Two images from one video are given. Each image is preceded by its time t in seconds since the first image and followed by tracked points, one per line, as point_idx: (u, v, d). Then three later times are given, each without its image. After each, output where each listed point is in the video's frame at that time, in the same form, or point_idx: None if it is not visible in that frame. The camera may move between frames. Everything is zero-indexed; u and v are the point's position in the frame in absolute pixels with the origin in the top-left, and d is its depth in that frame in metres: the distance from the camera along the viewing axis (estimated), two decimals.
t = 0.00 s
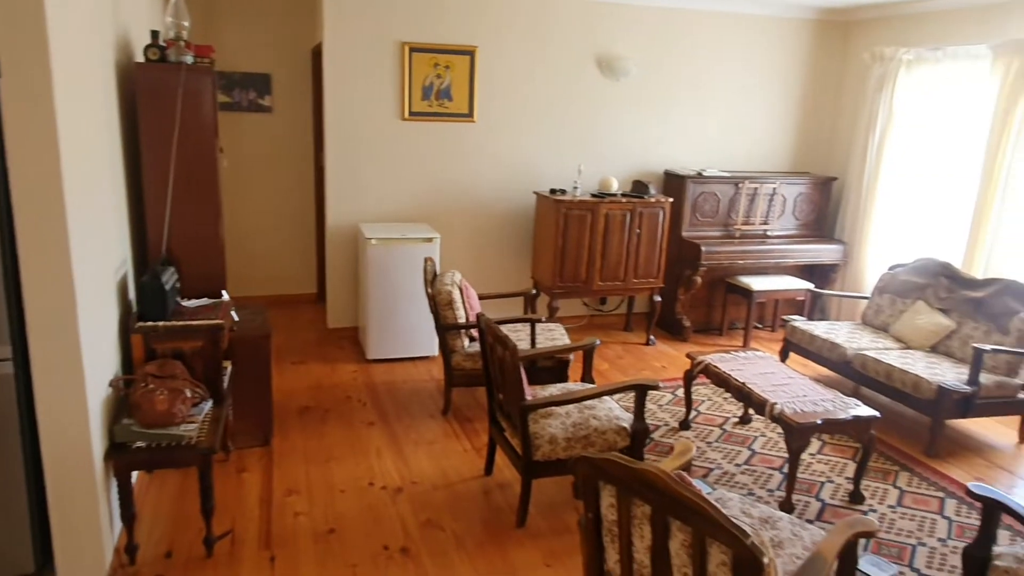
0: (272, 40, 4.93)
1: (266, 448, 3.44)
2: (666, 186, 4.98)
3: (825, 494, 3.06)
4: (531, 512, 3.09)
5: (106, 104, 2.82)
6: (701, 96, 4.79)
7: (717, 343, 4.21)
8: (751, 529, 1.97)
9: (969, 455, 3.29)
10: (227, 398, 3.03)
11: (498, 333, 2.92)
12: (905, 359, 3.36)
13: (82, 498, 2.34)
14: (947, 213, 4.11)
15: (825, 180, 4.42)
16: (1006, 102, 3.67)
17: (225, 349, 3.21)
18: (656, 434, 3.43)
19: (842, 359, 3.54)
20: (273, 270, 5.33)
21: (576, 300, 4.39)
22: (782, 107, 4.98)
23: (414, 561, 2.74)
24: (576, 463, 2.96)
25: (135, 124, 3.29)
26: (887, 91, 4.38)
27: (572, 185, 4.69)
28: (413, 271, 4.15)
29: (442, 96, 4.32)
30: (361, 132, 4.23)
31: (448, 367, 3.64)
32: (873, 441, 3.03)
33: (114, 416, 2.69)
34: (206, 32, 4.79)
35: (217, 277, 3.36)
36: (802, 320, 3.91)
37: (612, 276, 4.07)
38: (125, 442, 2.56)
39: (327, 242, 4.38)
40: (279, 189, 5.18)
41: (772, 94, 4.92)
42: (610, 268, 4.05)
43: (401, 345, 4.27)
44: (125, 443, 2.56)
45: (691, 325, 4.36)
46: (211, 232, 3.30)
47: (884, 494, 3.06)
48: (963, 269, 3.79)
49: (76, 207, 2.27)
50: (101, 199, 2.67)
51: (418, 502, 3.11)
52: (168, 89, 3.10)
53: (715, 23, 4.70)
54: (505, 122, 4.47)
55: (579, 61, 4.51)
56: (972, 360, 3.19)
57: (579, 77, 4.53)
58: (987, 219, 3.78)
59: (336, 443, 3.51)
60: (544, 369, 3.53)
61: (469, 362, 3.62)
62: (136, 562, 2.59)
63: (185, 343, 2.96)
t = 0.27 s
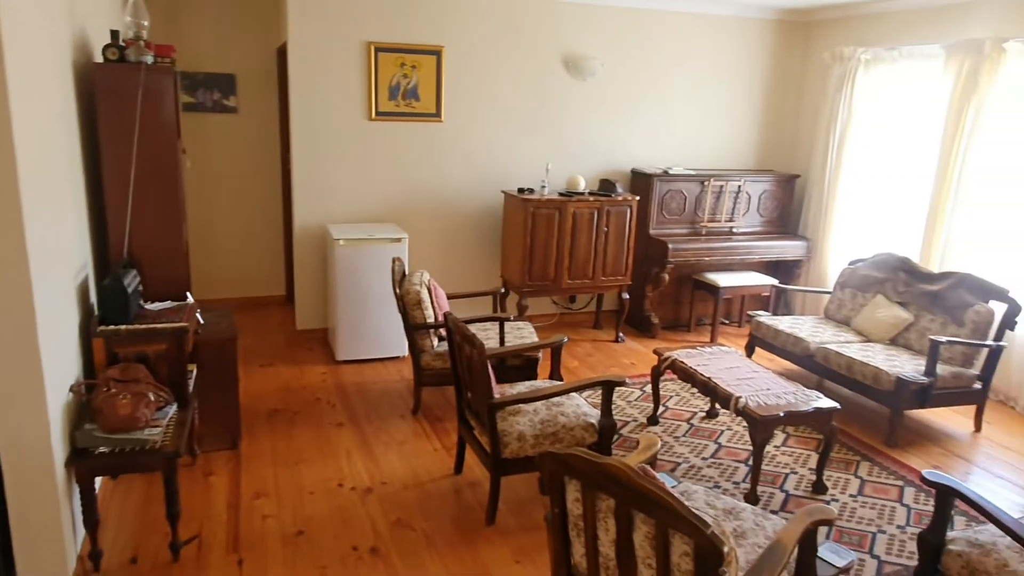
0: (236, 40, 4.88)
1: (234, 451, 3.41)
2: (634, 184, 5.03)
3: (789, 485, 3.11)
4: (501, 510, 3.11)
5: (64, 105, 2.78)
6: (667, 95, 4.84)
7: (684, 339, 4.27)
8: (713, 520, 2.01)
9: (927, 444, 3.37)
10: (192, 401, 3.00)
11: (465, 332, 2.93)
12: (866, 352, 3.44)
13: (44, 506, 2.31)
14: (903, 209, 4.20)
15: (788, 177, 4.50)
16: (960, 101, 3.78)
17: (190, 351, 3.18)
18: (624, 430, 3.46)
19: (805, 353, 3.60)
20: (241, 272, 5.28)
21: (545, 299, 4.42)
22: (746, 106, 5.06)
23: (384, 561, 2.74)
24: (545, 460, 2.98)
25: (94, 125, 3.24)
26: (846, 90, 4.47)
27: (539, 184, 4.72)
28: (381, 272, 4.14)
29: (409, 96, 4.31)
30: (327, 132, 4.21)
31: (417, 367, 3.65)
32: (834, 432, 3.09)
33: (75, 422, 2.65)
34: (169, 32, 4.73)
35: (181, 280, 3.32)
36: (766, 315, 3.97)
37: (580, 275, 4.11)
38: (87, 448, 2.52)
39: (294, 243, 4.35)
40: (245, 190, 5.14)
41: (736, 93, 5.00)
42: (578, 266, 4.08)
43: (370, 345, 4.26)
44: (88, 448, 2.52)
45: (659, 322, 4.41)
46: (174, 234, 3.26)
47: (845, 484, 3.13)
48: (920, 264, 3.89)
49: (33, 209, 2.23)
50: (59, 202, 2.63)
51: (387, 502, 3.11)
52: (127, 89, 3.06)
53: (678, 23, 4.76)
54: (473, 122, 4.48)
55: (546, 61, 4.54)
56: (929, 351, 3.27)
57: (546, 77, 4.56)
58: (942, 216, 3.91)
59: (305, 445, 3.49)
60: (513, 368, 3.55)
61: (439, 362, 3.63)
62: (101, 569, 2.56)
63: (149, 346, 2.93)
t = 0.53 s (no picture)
0: (198, 38, 4.83)
1: (200, 453, 3.38)
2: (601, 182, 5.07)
3: (753, 476, 3.17)
4: (469, 506, 3.12)
5: (19, 103, 2.73)
6: (632, 94, 4.90)
7: (651, 335, 4.32)
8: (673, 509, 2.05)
9: (885, 434, 3.45)
10: (156, 403, 2.96)
11: (431, 329, 2.94)
12: (826, 344, 3.51)
13: (3, 511, 2.27)
14: (862, 205, 4.30)
15: (751, 174, 4.58)
16: (914, 99, 3.88)
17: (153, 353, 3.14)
18: (592, 425, 3.50)
19: (768, 346, 3.66)
20: (206, 273, 5.23)
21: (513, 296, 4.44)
22: (710, 104, 5.13)
23: (352, 559, 2.74)
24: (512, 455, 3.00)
25: (51, 124, 3.19)
26: (806, 89, 4.56)
27: (507, 182, 4.74)
28: (349, 271, 4.13)
29: (375, 94, 4.31)
30: (293, 131, 4.19)
31: (385, 365, 3.65)
32: (795, 423, 3.16)
33: (34, 425, 2.60)
34: (129, 30, 4.66)
35: (143, 280, 3.29)
36: (731, 310, 4.03)
37: (548, 272, 4.14)
38: (47, 451, 2.48)
39: (260, 243, 4.32)
40: (209, 190, 5.08)
41: (699, 91, 5.07)
42: (546, 263, 4.12)
43: (339, 345, 4.25)
44: (48, 452, 2.48)
45: (627, 318, 4.46)
46: (135, 234, 3.23)
47: (807, 473, 3.19)
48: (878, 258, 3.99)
49: None
50: (15, 202, 2.59)
51: (356, 501, 3.11)
52: (85, 87, 3.02)
53: (643, 23, 4.81)
54: (440, 120, 4.49)
55: (512, 59, 4.56)
56: (887, 342, 3.35)
57: (513, 75, 4.58)
58: (899, 212, 4.02)
59: (272, 446, 3.47)
60: (481, 365, 3.57)
61: (407, 360, 3.63)
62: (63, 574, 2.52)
63: (110, 348, 2.89)
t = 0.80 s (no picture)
0: (151, 36, 4.75)
1: (158, 457, 3.34)
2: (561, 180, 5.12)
3: (709, 467, 3.24)
4: (431, 503, 3.14)
5: None
6: (591, 93, 4.95)
7: (612, 331, 4.38)
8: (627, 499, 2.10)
9: (836, 423, 3.55)
10: (111, 406, 2.90)
11: (390, 328, 2.95)
12: (780, 337, 3.60)
13: None
14: (814, 202, 4.42)
15: (707, 172, 4.67)
16: (861, 98, 4.01)
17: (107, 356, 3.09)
18: (553, 420, 3.54)
19: (724, 340, 3.74)
20: (163, 274, 5.15)
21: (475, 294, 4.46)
22: (666, 103, 5.22)
23: (314, 559, 2.73)
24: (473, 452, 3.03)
25: None
26: (759, 88, 4.67)
27: (467, 181, 4.76)
28: (309, 271, 4.11)
29: (333, 93, 4.29)
30: (250, 130, 4.15)
31: (346, 365, 3.64)
32: (750, 414, 3.24)
33: None
34: (79, 27, 4.56)
35: (96, 282, 3.23)
36: (688, 305, 4.11)
37: (508, 270, 4.17)
38: None
39: (218, 243, 4.27)
40: (164, 190, 5.00)
41: (656, 91, 5.15)
42: (506, 261, 4.15)
43: (300, 346, 4.22)
44: None
45: (588, 315, 4.52)
46: (86, 236, 3.17)
47: (761, 463, 3.28)
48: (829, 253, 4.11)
49: None
50: None
51: (317, 501, 3.10)
52: (32, 86, 2.96)
53: (600, 23, 4.87)
54: (399, 119, 4.49)
55: (471, 58, 4.58)
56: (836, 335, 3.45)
57: (472, 74, 4.60)
58: (848, 208, 4.15)
59: (232, 448, 3.44)
60: (442, 363, 3.59)
61: (368, 359, 3.64)
62: None
63: (63, 351, 2.82)
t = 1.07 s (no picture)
0: (96, 31, 4.64)
1: (107, 461, 3.27)
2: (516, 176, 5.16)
3: (663, 456, 3.30)
4: (388, 499, 3.15)
5: None
6: (545, 90, 5.00)
7: (568, 325, 4.43)
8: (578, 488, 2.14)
9: (784, 411, 3.66)
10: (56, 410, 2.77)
11: (344, 325, 2.94)
12: (730, 329, 3.69)
13: None
14: (762, 196, 4.54)
15: (660, 168, 4.76)
16: (805, 96, 4.13)
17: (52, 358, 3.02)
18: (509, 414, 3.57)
19: (676, 332, 3.82)
20: (111, 275, 5.04)
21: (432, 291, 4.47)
22: (620, 100, 5.30)
23: (269, 558, 2.72)
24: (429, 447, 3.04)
25: None
26: (709, 86, 4.78)
27: (423, 178, 4.76)
28: (263, 269, 4.07)
29: (286, 90, 4.25)
30: (201, 127, 4.09)
31: (302, 363, 3.62)
32: (701, 404, 3.31)
33: None
34: (19, 21, 4.43)
35: (39, 283, 3.16)
36: (642, 299, 4.18)
37: (465, 266, 4.19)
38: None
39: (169, 242, 4.20)
40: (112, 188, 4.90)
41: (609, 88, 5.22)
42: (463, 257, 4.17)
43: (254, 345, 4.18)
44: None
45: (544, 310, 4.56)
46: (29, 235, 3.09)
47: (712, 451, 3.36)
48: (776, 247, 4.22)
49: None
50: None
51: (273, 500, 3.08)
52: None
53: (554, 21, 4.92)
54: (354, 116, 4.47)
55: (425, 55, 4.58)
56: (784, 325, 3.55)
57: (426, 71, 4.61)
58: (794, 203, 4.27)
59: (185, 450, 3.39)
60: (398, 359, 3.59)
61: (324, 357, 3.62)
62: None
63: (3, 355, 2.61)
